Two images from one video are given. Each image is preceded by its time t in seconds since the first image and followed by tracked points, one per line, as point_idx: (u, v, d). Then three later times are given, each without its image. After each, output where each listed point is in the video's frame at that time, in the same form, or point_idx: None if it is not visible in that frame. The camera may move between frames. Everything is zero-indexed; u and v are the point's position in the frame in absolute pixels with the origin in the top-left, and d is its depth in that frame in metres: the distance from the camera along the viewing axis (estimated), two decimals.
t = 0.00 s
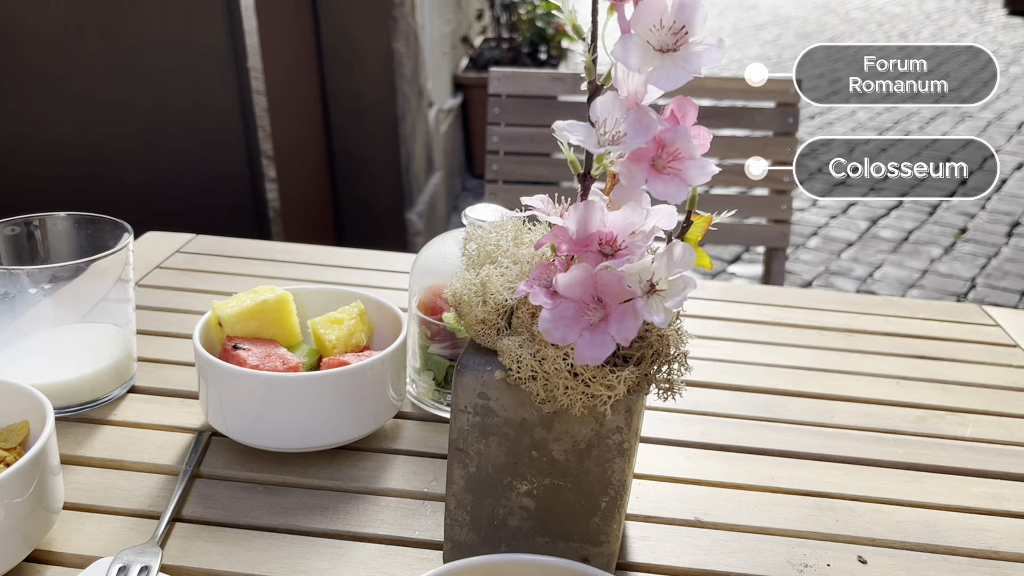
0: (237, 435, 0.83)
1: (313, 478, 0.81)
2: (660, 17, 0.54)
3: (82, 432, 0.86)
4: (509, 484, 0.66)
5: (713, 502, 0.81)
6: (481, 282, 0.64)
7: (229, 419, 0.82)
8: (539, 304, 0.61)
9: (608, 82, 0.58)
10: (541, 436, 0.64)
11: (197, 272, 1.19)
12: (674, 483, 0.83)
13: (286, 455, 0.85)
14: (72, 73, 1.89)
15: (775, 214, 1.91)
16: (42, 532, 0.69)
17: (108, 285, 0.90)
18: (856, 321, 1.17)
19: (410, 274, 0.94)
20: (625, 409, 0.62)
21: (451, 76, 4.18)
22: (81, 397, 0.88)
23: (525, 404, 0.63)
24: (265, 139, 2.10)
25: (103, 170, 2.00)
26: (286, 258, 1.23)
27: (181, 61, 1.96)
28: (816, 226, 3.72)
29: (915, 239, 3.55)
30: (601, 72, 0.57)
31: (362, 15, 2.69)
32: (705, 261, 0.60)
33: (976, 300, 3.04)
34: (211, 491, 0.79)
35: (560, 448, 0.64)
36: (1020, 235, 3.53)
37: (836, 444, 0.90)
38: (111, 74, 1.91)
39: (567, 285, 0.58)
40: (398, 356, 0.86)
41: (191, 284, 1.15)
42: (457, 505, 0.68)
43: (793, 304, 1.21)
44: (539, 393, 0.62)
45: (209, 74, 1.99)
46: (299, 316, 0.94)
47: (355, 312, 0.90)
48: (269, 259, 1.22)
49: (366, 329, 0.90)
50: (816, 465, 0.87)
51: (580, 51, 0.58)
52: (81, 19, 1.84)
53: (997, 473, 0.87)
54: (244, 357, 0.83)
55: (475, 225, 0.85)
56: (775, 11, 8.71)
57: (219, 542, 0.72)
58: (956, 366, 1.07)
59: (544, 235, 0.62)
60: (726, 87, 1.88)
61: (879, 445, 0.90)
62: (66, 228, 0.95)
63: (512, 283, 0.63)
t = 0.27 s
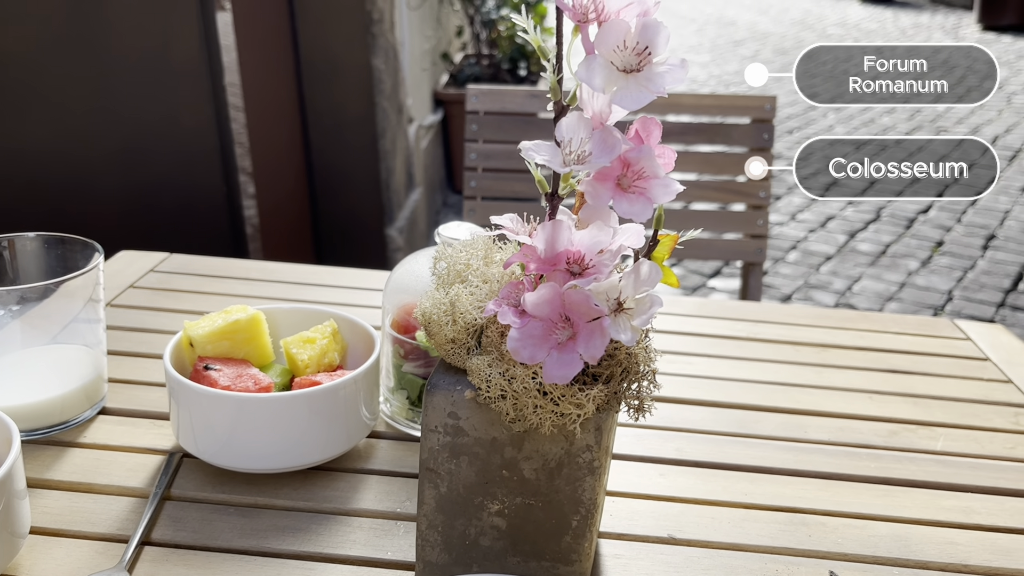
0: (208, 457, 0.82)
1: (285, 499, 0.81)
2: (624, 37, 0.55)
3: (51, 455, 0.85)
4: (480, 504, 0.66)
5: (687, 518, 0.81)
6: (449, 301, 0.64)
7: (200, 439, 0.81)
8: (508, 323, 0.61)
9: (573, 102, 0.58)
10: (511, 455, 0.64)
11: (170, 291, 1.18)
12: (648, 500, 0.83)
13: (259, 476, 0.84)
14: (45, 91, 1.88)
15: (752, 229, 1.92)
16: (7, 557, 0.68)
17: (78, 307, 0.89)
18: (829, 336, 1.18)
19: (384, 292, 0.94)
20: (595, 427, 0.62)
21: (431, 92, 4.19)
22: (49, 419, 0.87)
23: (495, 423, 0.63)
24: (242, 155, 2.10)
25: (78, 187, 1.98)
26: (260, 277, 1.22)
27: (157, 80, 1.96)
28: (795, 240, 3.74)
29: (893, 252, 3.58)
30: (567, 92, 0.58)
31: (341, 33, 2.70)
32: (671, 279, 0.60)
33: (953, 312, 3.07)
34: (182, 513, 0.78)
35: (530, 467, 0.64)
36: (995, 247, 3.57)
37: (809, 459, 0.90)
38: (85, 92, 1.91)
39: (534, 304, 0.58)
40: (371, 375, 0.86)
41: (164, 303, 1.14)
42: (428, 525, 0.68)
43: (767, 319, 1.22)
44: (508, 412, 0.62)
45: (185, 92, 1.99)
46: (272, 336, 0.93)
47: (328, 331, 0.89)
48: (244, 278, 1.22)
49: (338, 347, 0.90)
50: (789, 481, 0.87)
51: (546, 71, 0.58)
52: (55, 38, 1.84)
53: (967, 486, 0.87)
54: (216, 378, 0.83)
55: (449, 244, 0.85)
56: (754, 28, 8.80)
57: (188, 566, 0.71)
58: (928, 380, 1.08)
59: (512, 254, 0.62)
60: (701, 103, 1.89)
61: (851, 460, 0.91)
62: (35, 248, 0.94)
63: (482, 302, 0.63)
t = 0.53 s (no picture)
0: (178, 482, 0.81)
1: (256, 523, 0.80)
2: (587, 64, 0.55)
3: (19, 481, 0.84)
4: (450, 528, 0.66)
5: (658, 538, 0.81)
6: (418, 325, 0.64)
7: (169, 464, 0.80)
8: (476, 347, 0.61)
9: (539, 127, 0.58)
10: (481, 478, 0.64)
11: (142, 313, 1.17)
12: (620, 520, 0.83)
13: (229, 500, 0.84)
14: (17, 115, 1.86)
15: (728, 245, 1.93)
16: None
17: (48, 330, 0.89)
18: (802, 353, 1.19)
19: (356, 314, 0.93)
20: (563, 450, 0.62)
21: (411, 109, 4.20)
22: (17, 445, 0.87)
23: (464, 447, 0.63)
24: (220, 171, 2.10)
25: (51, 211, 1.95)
26: (234, 298, 1.21)
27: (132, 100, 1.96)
28: (773, 255, 3.77)
29: (870, 266, 3.61)
30: (531, 117, 0.58)
31: (318, 50, 2.71)
32: (637, 301, 0.61)
33: (929, 326, 3.10)
34: (150, 539, 0.77)
35: (499, 490, 0.64)
36: (970, 261, 3.61)
37: (781, 477, 0.91)
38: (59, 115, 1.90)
39: (501, 328, 0.58)
40: (343, 398, 0.86)
41: (136, 325, 1.13)
42: (398, 549, 0.67)
43: (741, 337, 1.23)
44: (477, 436, 0.62)
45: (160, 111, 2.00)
46: (244, 358, 0.93)
47: (299, 354, 0.89)
48: (217, 298, 1.21)
49: (310, 370, 0.89)
50: (761, 499, 0.87)
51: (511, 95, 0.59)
52: (28, 60, 1.84)
53: (937, 502, 0.88)
54: (186, 402, 0.82)
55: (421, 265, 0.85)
56: (732, 45, 8.89)
57: None
58: (899, 397, 1.09)
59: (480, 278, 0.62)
60: (677, 121, 1.91)
61: (823, 477, 0.91)
62: (4, 271, 0.94)
63: (449, 325, 0.63)
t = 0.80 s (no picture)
0: (148, 507, 0.80)
1: (227, 548, 0.80)
2: (553, 91, 0.56)
3: None
4: (421, 552, 0.66)
5: (631, 558, 0.81)
6: (387, 350, 0.65)
7: (139, 489, 0.80)
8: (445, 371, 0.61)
9: (507, 152, 0.59)
10: (452, 502, 0.64)
11: (116, 334, 1.16)
12: (593, 540, 0.83)
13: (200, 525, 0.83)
14: None
15: (706, 262, 1.94)
16: None
17: (17, 354, 0.88)
18: (776, 370, 1.19)
19: (329, 336, 0.93)
20: (534, 472, 0.62)
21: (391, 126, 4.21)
22: None
23: (435, 470, 0.63)
24: (197, 189, 2.09)
25: (25, 229, 1.98)
26: (209, 318, 1.21)
27: (105, 119, 1.97)
28: (752, 269, 3.79)
29: (848, 281, 3.65)
30: (499, 143, 0.59)
31: (297, 67, 2.71)
32: (605, 323, 0.61)
33: (907, 339, 3.12)
34: (119, 566, 0.77)
35: (471, 513, 0.64)
36: (946, 275, 3.66)
37: (754, 495, 0.91)
38: (32, 132, 1.94)
39: (470, 352, 0.58)
40: (316, 420, 0.85)
41: (109, 346, 1.13)
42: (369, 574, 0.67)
43: (716, 354, 1.23)
44: (447, 460, 0.62)
45: (136, 132, 1.99)
46: (216, 381, 0.92)
47: (272, 376, 0.89)
48: (192, 319, 1.20)
49: (283, 392, 0.89)
50: (735, 518, 0.88)
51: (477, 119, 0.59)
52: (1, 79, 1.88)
53: (909, 519, 0.89)
54: (156, 426, 0.81)
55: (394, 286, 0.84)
56: (710, 61, 8.97)
57: None
58: (872, 414, 1.09)
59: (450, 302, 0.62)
60: (653, 139, 1.93)
61: (796, 495, 0.92)
62: None
63: (419, 349, 0.63)
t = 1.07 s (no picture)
0: (117, 533, 0.80)
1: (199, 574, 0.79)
2: (521, 118, 0.56)
3: None
4: None
5: None
6: (357, 375, 0.64)
7: (109, 514, 0.79)
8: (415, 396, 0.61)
9: (476, 177, 0.59)
10: (423, 527, 0.64)
11: (88, 356, 1.15)
12: (566, 562, 0.83)
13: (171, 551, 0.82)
14: None
15: (683, 278, 1.95)
16: None
17: None
18: (751, 388, 1.20)
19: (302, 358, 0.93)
20: (504, 496, 0.62)
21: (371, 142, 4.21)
22: None
23: (405, 495, 0.63)
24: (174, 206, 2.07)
25: None
26: (183, 339, 1.20)
27: (82, 136, 1.95)
28: (732, 284, 3.81)
29: (827, 295, 3.68)
30: (468, 169, 0.59)
31: (276, 84, 2.71)
32: (574, 347, 0.61)
33: (885, 352, 3.15)
34: None
35: (441, 538, 0.64)
36: (923, 288, 3.70)
37: (728, 514, 0.91)
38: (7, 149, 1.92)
39: (439, 377, 0.58)
40: (288, 443, 0.85)
41: (81, 369, 1.12)
42: None
43: (691, 372, 1.24)
44: (417, 485, 0.61)
45: (112, 149, 1.98)
46: (188, 405, 0.92)
47: (245, 399, 0.88)
48: (166, 340, 1.20)
49: (256, 416, 0.89)
50: (710, 537, 0.88)
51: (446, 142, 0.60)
52: None
53: (882, 537, 0.89)
54: (126, 451, 0.80)
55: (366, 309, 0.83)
56: (690, 77, 9.05)
57: None
58: (846, 431, 1.10)
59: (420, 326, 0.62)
60: (630, 157, 1.94)
61: (770, 514, 0.92)
62: None
63: (389, 374, 0.63)
